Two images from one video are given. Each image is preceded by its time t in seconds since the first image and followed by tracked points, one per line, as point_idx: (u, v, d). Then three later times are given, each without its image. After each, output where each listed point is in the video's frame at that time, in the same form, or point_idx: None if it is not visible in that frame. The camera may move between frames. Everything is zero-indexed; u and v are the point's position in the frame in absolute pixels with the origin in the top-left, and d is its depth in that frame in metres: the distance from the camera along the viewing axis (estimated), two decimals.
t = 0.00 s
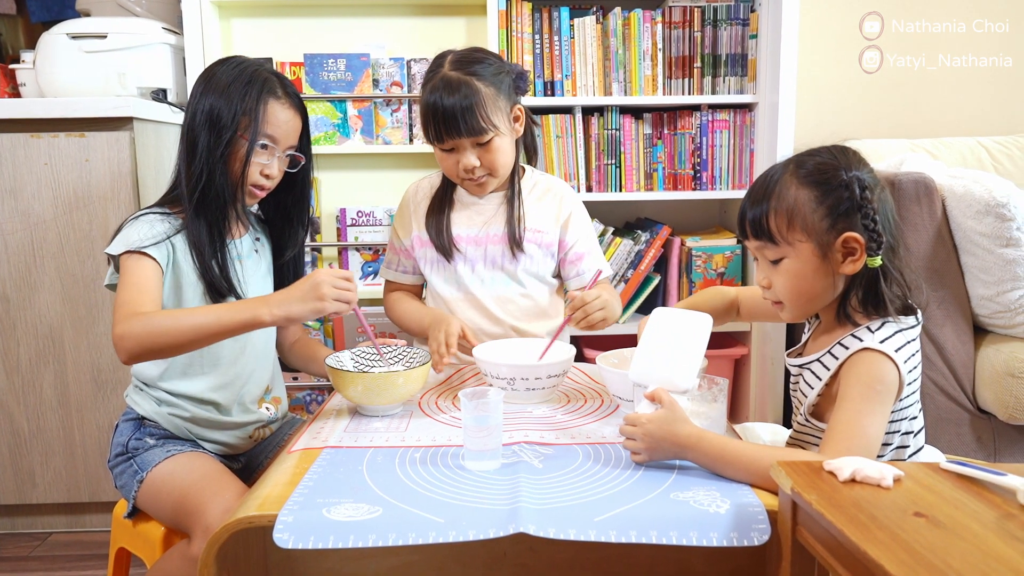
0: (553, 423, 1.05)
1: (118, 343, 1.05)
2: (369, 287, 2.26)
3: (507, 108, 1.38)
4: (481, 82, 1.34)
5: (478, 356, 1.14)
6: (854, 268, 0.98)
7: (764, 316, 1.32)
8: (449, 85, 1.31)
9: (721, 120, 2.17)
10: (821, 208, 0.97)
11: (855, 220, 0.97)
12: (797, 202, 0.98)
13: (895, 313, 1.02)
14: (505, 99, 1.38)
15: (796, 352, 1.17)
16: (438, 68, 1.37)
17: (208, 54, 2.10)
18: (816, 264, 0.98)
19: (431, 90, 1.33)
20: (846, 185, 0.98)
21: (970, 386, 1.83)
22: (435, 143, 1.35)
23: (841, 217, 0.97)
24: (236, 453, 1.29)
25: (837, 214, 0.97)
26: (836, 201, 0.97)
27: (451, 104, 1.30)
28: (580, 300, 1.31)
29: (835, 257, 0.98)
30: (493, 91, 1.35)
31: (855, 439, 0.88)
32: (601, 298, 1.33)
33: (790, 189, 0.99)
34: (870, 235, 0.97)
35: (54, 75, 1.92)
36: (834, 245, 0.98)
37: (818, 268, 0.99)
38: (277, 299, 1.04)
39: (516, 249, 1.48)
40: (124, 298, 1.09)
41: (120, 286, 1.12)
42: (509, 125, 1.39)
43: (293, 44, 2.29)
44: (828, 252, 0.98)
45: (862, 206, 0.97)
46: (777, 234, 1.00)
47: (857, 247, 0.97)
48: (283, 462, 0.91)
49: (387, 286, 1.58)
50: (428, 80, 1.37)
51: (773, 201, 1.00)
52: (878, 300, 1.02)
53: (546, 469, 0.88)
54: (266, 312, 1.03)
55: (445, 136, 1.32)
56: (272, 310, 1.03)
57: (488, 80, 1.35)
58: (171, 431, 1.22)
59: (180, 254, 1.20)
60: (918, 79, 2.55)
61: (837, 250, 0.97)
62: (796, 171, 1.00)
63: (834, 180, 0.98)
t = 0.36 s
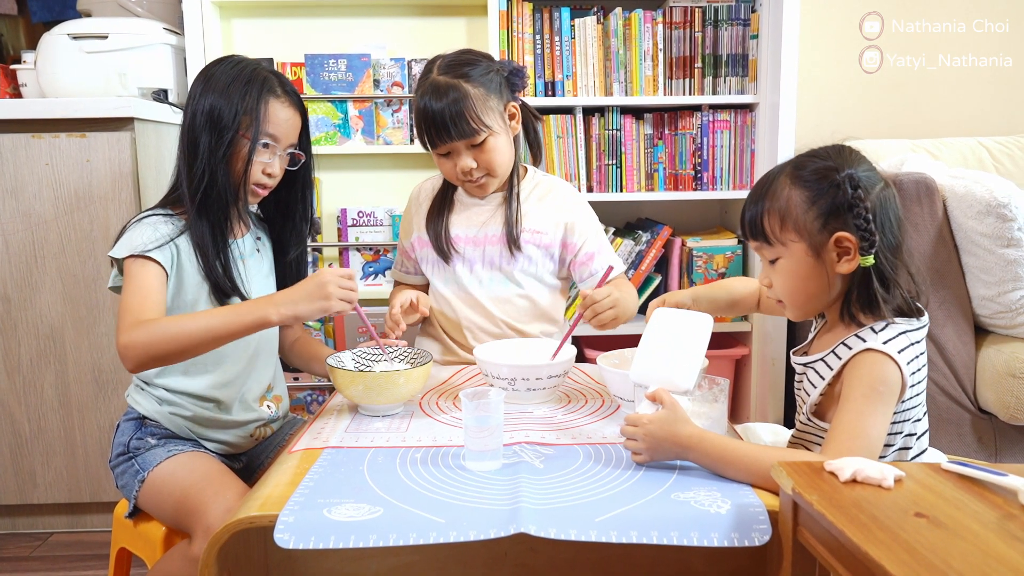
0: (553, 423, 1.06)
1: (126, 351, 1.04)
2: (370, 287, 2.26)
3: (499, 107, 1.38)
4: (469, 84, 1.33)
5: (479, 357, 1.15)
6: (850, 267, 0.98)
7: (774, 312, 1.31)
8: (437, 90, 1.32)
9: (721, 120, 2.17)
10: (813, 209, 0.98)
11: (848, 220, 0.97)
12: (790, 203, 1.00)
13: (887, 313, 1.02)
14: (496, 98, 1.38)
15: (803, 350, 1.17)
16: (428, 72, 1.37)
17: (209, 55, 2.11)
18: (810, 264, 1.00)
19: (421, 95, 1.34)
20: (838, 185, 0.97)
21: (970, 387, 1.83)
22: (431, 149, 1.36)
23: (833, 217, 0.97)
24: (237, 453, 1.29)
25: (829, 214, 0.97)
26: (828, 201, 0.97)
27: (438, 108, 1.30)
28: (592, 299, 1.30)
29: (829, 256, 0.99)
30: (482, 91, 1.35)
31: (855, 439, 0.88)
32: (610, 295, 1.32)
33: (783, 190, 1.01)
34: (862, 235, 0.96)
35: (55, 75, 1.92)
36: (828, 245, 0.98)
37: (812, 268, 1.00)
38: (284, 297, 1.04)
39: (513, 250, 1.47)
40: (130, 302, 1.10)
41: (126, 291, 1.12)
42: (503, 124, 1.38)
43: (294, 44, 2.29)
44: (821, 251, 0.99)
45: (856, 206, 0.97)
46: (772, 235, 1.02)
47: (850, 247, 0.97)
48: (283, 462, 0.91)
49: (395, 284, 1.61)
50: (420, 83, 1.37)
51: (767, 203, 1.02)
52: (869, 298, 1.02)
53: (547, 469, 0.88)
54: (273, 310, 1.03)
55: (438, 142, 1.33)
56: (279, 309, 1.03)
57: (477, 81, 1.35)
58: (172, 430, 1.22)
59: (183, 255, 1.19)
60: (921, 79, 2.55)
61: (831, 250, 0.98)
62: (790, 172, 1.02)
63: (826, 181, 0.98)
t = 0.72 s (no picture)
0: (553, 423, 1.06)
1: (104, 350, 1.04)
2: (370, 287, 2.26)
3: (493, 107, 1.37)
4: (462, 85, 1.33)
5: (478, 357, 1.15)
6: (845, 265, 0.97)
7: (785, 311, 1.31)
8: (429, 93, 1.32)
9: (721, 120, 2.17)
10: (806, 208, 0.99)
11: (841, 219, 0.96)
12: (784, 203, 1.00)
13: (884, 311, 1.01)
14: (489, 97, 1.37)
15: (805, 348, 1.17)
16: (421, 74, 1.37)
17: (209, 55, 2.11)
18: (805, 263, 1.00)
19: (415, 99, 1.34)
20: (830, 184, 0.97)
21: (970, 387, 1.83)
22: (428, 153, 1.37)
23: (827, 216, 0.97)
24: (237, 453, 1.29)
25: (823, 213, 0.97)
26: (821, 201, 0.98)
27: (430, 112, 1.31)
28: (575, 292, 1.30)
29: (824, 255, 0.98)
30: (475, 92, 1.35)
31: (855, 440, 0.88)
32: (594, 289, 1.31)
33: (778, 191, 1.02)
34: (854, 234, 0.95)
35: (55, 75, 1.92)
36: (822, 244, 0.98)
37: (808, 268, 1.00)
38: (259, 291, 1.04)
39: (513, 249, 1.47)
40: (117, 300, 1.09)
41: (114, 289, 1.11)
42: (498, 123, 1.38)
43: (294, 44, 2.29)
44: (816, 250, 0.99)
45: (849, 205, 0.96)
46: (768, 235, 1.03)
47: (844, 245, 0.96)
48: (283, 462, 0.91)
49: (397, 285, 1.62)
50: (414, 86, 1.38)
51: (763, 204, 1.03)
52: (864, 297, 1.01)
53: (547, 469, 0.88)
54: (247, 303, 1.03)
55: (434, 146, 1.33)
56: (252, 301, 1.03)
57: (470, 82, 1.35)
58: (172, 430, 1.22)
59: (181, 254, 1.19)
60: (921, 79, 2.55)
61: (825, 249, 0.98)
62: (785, 173, 1.03)
63: (819, 180, 0.98)
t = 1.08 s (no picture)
0: (553, 423, 1.06)
1: (109, 352, 1.04)
2: (370, 287, 2.26)
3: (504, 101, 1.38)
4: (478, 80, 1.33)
5: (478, 357, 1.15)
6: (844, 263, 0.97)
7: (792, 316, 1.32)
8: (449, 89, 1.30)
9: (722, 120, 2.17)
10: (805, 206, 0.99)
11: (840, 217, 0.96)
12: (783, 201, 1.01)
13: (881, 310, 1.01)
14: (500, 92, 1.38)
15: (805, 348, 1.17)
16: (433, 69, 1.35)
17: (209, 55, 2.11)
18: (804, 261, 1.00)
19: (432, 95, 1.31)
20: (830, 182, 0.97)
21: (970, 387, 1.83)
22: (440, 145, 1.35)
23: (826, 214, 0.97)
24: (236, 453, 1.29)
25: (822, 211, 0.97)
26: (820, 199, 0.98)
27: (455, 108, 1.29)
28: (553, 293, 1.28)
29: (823, 253, 0.99)
30: (490, 86, 1.35)
31: (854, 440, 0.88)
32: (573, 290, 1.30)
33: (778, 190, 1.02)
34: (852, 232, 0.95)
35: (55, 75, 1.92)
36: (820, 242, 0.98)
37: (807, 266, 1.00)
38: (262, 287, 1.04)
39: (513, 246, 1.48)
40: (122, 301, 1.09)
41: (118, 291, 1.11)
42: (507, 118, 1.39)
43: (294, 44, 2.29)
44: (815, 249, 0.99)
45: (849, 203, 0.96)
46: (768, 234, 1.03)
47: (842, 243, 0.97)
48: (283, 462, 0.91)
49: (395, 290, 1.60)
50: (426, 81, 1.35)
51: (763, 203, 1.03)
52: (861, 295, 1.01)
53: (547, 470, 0.88)
54: (250, 299, 1.03)
55: (453, 138, 1.32)
56: (255, 298, 1.03)
57: (484, 77, 1.35)
58: (172, 430, 1.22)
59: (186, 256, 1.19)
60: (921, 79, 2.55)
61: (823, 247, 0.98)
62: (785, 172, 1.03)
63: (818, 178, 0.98)
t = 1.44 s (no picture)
0: (554, 423, 1.06)
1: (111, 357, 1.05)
2: (370, 287, 2.26)
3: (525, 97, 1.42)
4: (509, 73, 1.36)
5: (478, 357, 1.15)
6: (846, 262, 0.97)
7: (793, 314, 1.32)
8: (485, 78, 1.32)
9: (721, 120, 2.17)
10: (808, 205, 0.99)
11: (843, 215, 0.96)
12: (787, 199, 1.01)
13: (881, 309, 1.02)
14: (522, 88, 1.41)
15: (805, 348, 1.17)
16: (463, 60, 1.36)
17: (209, 55, 2.10)
18: (806, 259, 1.00)
19: (466, 84, 1.32)
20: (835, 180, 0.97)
21: (970, 387, 1.83)
22: (469, 135, 1.34)
23: (828, 213, 0.97)
24: (237, 453, 1.29)
25: (825, 210, 0.97)
26: (824, 197, 0.98)
27: (493, 97, 1.31)
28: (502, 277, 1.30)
29: (825, 252, 0.99)
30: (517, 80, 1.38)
31: (854, 440, 0.88)
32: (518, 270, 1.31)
33: (781, 187, 1.02)
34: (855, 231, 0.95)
35: (55, 75, 1.92)
36: (823, 241, 0.98)
37: (809, 264, 1.00)
38: (270, 302, 1.04)
39: (521, 244, 1.49)
40: (124, 307, 1.09)
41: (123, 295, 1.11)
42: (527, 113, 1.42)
43: (294, 44, 2.29)
44: (817, 247, 0.99)
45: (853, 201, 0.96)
46: (770, 231, 1.03)
47: (845, 242, 0.97)
48: (284, 462, 0.91)
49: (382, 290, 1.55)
50: (455, 72, 1.35)
51: (767, 200, 1.03)
52: (863, 294, 1.02)
53: (547, 470, 0.88)
54: (258, 314, 1.04)
55: (484, 125, 1.32)
56: (264, 313, 1.03)
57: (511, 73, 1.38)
58: (172, 430, 1.22)
59: (189, 257, 1.19)
60: (921, 79, 2.55)
61: (826, 246, 0.98)
62: (789, 169, 1.03)
63: (822, 177, 0.98)
